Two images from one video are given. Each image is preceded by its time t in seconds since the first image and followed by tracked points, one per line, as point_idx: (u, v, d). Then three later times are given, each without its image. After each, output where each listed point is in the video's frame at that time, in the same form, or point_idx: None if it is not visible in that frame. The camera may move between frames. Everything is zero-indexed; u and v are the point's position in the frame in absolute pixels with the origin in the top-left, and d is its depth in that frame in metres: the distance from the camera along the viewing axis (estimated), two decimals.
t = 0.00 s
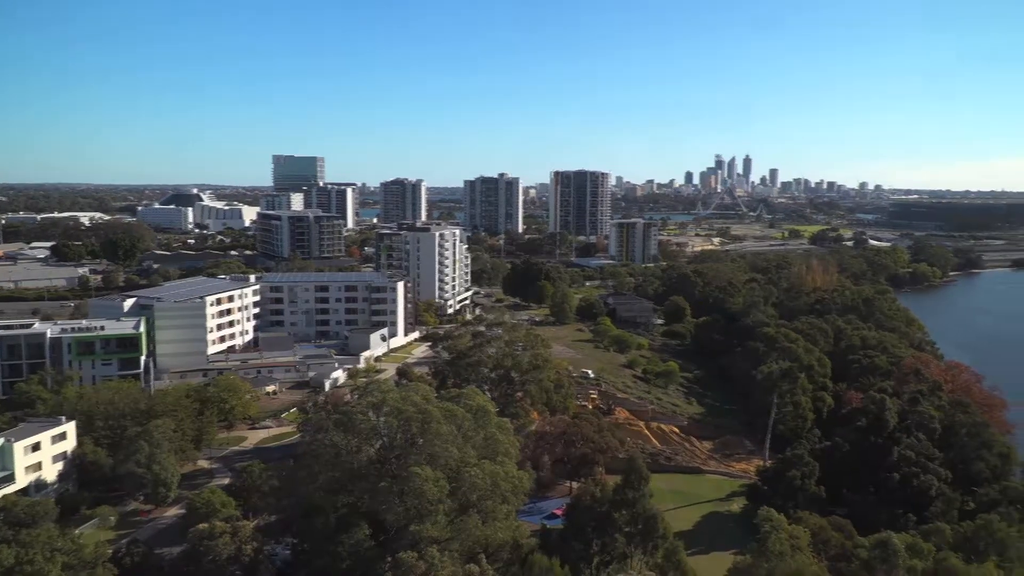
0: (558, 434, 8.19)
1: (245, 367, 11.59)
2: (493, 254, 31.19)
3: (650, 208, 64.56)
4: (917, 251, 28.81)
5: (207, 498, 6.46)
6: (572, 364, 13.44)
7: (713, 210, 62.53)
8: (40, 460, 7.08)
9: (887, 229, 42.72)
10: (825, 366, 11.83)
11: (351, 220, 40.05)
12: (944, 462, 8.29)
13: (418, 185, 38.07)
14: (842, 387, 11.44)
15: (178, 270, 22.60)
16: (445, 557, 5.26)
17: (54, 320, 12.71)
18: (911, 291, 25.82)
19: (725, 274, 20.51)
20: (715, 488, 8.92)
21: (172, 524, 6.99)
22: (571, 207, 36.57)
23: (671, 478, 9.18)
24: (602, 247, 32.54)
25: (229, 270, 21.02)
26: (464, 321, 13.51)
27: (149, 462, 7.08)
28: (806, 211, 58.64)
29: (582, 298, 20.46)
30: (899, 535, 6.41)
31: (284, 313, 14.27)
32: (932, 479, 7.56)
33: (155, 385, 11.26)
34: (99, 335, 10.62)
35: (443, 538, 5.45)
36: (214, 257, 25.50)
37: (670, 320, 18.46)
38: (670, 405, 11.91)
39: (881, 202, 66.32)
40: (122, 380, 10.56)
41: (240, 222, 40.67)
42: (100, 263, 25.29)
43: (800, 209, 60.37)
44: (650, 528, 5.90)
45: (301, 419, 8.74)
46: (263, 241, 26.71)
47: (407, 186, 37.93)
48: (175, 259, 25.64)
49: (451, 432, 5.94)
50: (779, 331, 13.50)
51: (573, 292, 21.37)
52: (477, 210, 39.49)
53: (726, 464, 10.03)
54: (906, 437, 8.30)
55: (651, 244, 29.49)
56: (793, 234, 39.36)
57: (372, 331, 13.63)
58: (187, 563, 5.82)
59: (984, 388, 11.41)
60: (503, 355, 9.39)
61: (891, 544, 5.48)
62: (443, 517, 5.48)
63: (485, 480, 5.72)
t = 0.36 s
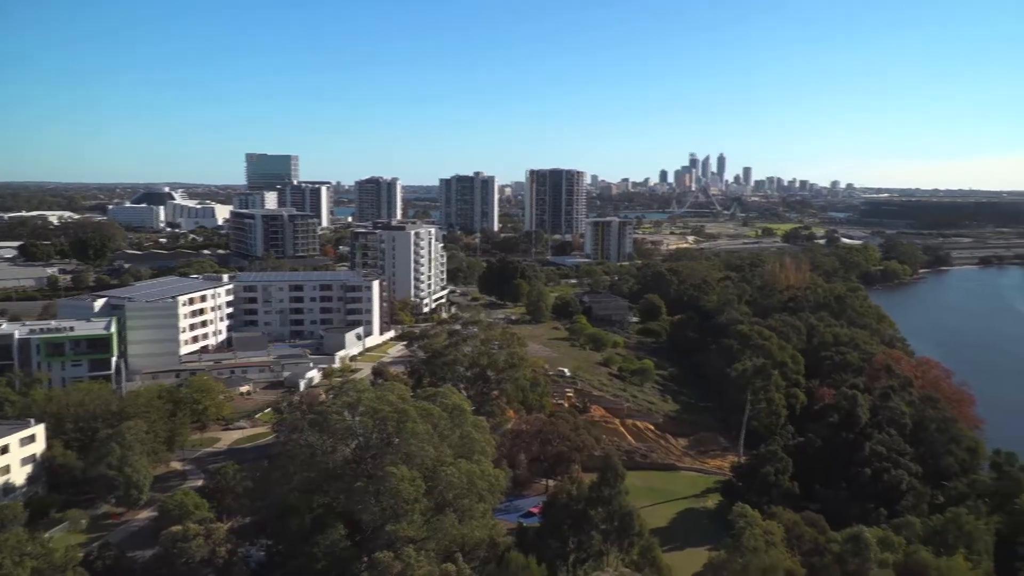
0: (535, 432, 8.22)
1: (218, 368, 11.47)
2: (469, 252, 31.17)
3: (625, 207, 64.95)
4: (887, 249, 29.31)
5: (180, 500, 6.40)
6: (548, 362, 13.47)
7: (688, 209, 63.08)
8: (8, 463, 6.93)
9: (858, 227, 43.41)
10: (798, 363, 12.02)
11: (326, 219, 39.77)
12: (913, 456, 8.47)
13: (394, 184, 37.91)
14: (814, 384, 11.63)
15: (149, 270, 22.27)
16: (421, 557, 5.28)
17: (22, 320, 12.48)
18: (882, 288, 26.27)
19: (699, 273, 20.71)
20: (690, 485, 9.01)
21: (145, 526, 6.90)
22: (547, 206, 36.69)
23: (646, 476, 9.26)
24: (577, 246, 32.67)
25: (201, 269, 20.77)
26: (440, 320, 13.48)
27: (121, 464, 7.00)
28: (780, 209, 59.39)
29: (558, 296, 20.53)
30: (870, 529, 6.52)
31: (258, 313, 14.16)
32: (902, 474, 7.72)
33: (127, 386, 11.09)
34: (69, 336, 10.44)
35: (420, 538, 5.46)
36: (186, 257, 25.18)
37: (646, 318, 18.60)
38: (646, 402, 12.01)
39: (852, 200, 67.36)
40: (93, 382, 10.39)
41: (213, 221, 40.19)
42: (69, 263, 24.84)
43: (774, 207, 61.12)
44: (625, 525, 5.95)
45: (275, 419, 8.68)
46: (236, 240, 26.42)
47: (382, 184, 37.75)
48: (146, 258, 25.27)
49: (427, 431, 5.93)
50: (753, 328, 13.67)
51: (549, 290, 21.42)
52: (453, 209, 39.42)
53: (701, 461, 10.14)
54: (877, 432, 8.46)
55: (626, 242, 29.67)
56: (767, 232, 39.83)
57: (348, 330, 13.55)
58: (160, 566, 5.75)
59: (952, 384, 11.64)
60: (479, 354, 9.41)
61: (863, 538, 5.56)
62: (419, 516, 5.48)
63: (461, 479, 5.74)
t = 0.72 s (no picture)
0: (507, 431, 8.25)
1: (187, 369, 11.32)
2: (441, 251, 31.13)
3: (596, 205, 65.34)
4: (854, 247, 29.92)
5: (147, 503, 6.31)
6: (520, 360, 13.51)
7: (658, 207, 63.69)
8: None
9: (825, 226, 44.19)
10: (767, 360, 12.21)
11: (296, 218, 39.41)
12: (881, 451, 8.65)
13: (365, 182, 37.71)
14: (783, 380, 11.82)
15: (114, 270, 21.88)
16: (394, 556, 5.28)
17: None
18: (849, 285, 26.79)
19: (670, 271, 20.92)
20: (662, 482, 9.12)
21: (111, 530, 6.79)
22: (519, 204, 36.78)
23: (618, 473, 9.35)
24: (549, 244, 32.77)
25: (168, 268, 20.45)
26: (412, 318, 13.44)
27: (87, 467, 6.88)
28: (749, 208, 60.19)
29: (529, 294, 20.59)
30: (838, 523, 6.62)
31: (226, 313, 13.99)
32: (870, 468, 7.89)
33: (93, 388, 10.88)
34: (33, 338, 10.23)
35: (391, 537, 5.47)
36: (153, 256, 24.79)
37: (617, 316, 18.74)
38: (618, 400, 12.10)
39: (820, 199, 68.55)
40: (57, 384, 10.18)
41: (180, 220, 39.58)
42: (31, 263, 24.31)
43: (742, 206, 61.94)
44: (597, 522, 5.99)
45: (245, 420, 8.59)
46: (204, 239, 26.05)
47: (353, 183, 37.51)
48: (111, 258, 24.81)
49: (399, 431, 5.91)
50: (722, 326, 13.86)
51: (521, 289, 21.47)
52: (424, 207, 39.28)
53: (673, 458, 10.25)
54: (845, 428, 8.63)
55: (598, 241, 29.86)
56: (736, 231, 40.36)
57: (318, 330, 13.43)
58: (127, 570, 5.67)
59: (917, 379, 11.90)
60: (452, 353, 9.41)
61: (831, 532, 5.65)
62: (391, 516, 5.48)
63: (433, 479, 5.74)
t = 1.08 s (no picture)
0: (477, 429, 8.29)
1: (151, 370, 11.13)
2: (410, 250, 31.01)
3: (566, 204, 65.59)
4: (820, 244, 30.63)
5: (111, 506, 6.22)
6: (490, 359, 13.53)
7: (627, 206, 64.18)
8: None
9: (791, 224, 44.96)
10: (734, 357, 12.40)
11: (263, 217, 38.92)
12: (846, 446, 8.85)
13: (332, 181, 37.39)
14: (751, 376, 12.01)
15: (75, 269, 21.40)
16: (364, 556, 5.28)
17: None
18: (815, 282, 27.33)
19: (638, 269, 21.12)
20: (632, 478, 9.22)
21: (74, 534, 6.68)
22: (488, 203, 36.79)
23: (587, 470, 9.44)
24: (519, 243, 32.81)
25: (131, 268, 20.07)
26: (382, 317, 13.38)
27: (48, 470, 6.75)
28: (716, 206, 60.94)
29: (499, 293, 20.62)
30: (804, 517, 6.75)
31: (192, 313, 13.81)
32: (835, 463, 8.06)
33: (54, 391, 10.63)
34: None
35: (361, 538, 5.47)
36: (116, 256, 24.31)
37: (586, 314, 18.86)
38: (588, 398, 12.20)
39: (785, 197, 69.70)
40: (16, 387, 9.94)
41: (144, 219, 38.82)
42: None
43: (710, 204, 62.65)
44: (567, 519, 6.09)
45: (211, 422, 8.49)
46: (168, 238, 25.60)
47: (321, 181, 37.15)
48: (72, 257, 24.27)
49: (368, 430, 5.90)
50: (691, 323, 14.04)
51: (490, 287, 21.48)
52: (393, 206, 39.06)
53: (643, 455, 10.37)
54: (811, 423, 8.81)
55: (567, 239, 30.00)
56: (704, 229, 40.86)
57: (286, 330, 13.28)
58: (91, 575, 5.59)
59: (880, 374, 12.18)
60: (421, 352, 9.41)
61: (797, 526, 5.76)
62: (362, 517, 5.49)
63: (403, 478, 5.76)
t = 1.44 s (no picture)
0: (445, 429, 8.30)
1: (113, 372, 10.93)
2: (377, 249, 30.80)
3: (534, 202, 65.79)
4: (784, 242, 31.16)
5: (73, 511, 6.11)
6: (458, 358, 13.52)
7: (595, 204, 64.58)
8: None
9: (755, 222, 45.67)
10: (700, 355, 12.59)
11: (227, 216, 38.34)
12: (811, 441, 9.07)
13: (298, 179, 36.98)
14: (717, 373, 12.20)
15: (32, 269, 20.88)
16: (332, 558, 5.25)
17: None
18: (779, 279, 27.82)
19: (606, 267, 21.28)
20: (600, 475, 9.33)
21: (35, 540, 6.54)
22: (456, 201, 36.72)
23: (556, 468, 9.52)
24: (487, 241, 32.83)
25: (91, 268, 19.62)
26: (349, 317, 13.28)
27: (6, 475, 6.59)
28: (682, 204, 61.63)
29: (467, 292, 20.60)
30: (770, 512, 6.87)
31: (155, 314, 13.60)
32: (799, 458, 8.26)
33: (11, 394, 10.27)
34: None
35: (329, 539, 5.44)
36: (75, 256, 23.75)
37: (555, 313, 18.96)
38: (556, 396, 12.27)
39: (750, 196, 70.80)
40: None
41: (104, 218, 37.96)
42: None
43: (676, 202, 63.37)
44: (535, 518, 6.12)
45: (176, 424, 8.37)
46: (130, 238, 25.09)
47: (286, 180, 36.70)
48: (29, 257, 23.66)
49: (335, 430, 5.87)
50: (657, 321, 14.20)
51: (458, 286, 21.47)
52: (360, 204, 38.74)
53: (611, 452, 10.48)
54: (776, 418, 9.00)
55: (535, 238, 30.08)
56: (671, 227, 41.31)
57: (251, 330, 13.11)
58: None
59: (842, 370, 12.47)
60: (390, 351, 9.38)
61: (763, 521, 5.83)
62: (329, 518, 5.48)
63: (371, 478, 5.76)
